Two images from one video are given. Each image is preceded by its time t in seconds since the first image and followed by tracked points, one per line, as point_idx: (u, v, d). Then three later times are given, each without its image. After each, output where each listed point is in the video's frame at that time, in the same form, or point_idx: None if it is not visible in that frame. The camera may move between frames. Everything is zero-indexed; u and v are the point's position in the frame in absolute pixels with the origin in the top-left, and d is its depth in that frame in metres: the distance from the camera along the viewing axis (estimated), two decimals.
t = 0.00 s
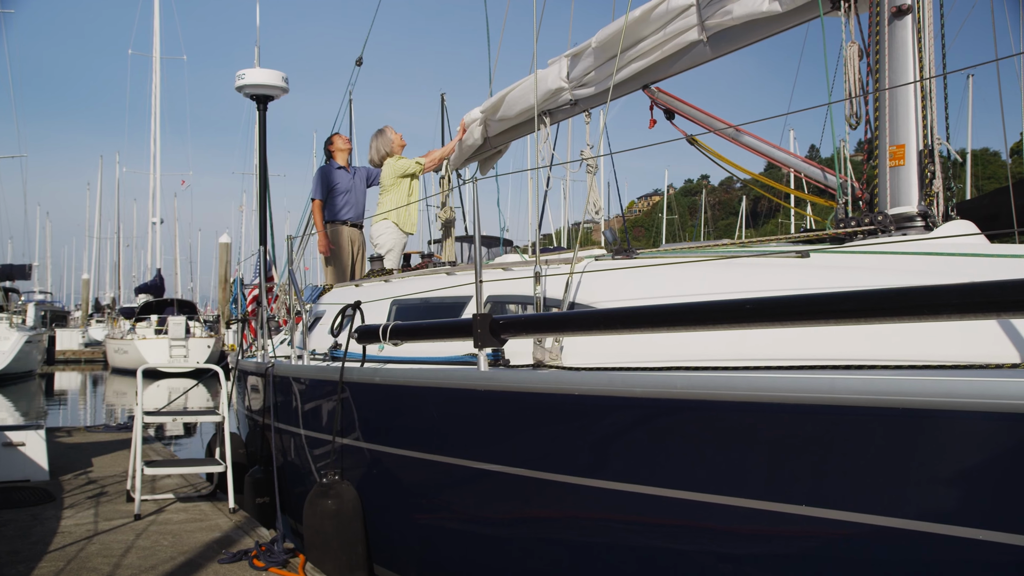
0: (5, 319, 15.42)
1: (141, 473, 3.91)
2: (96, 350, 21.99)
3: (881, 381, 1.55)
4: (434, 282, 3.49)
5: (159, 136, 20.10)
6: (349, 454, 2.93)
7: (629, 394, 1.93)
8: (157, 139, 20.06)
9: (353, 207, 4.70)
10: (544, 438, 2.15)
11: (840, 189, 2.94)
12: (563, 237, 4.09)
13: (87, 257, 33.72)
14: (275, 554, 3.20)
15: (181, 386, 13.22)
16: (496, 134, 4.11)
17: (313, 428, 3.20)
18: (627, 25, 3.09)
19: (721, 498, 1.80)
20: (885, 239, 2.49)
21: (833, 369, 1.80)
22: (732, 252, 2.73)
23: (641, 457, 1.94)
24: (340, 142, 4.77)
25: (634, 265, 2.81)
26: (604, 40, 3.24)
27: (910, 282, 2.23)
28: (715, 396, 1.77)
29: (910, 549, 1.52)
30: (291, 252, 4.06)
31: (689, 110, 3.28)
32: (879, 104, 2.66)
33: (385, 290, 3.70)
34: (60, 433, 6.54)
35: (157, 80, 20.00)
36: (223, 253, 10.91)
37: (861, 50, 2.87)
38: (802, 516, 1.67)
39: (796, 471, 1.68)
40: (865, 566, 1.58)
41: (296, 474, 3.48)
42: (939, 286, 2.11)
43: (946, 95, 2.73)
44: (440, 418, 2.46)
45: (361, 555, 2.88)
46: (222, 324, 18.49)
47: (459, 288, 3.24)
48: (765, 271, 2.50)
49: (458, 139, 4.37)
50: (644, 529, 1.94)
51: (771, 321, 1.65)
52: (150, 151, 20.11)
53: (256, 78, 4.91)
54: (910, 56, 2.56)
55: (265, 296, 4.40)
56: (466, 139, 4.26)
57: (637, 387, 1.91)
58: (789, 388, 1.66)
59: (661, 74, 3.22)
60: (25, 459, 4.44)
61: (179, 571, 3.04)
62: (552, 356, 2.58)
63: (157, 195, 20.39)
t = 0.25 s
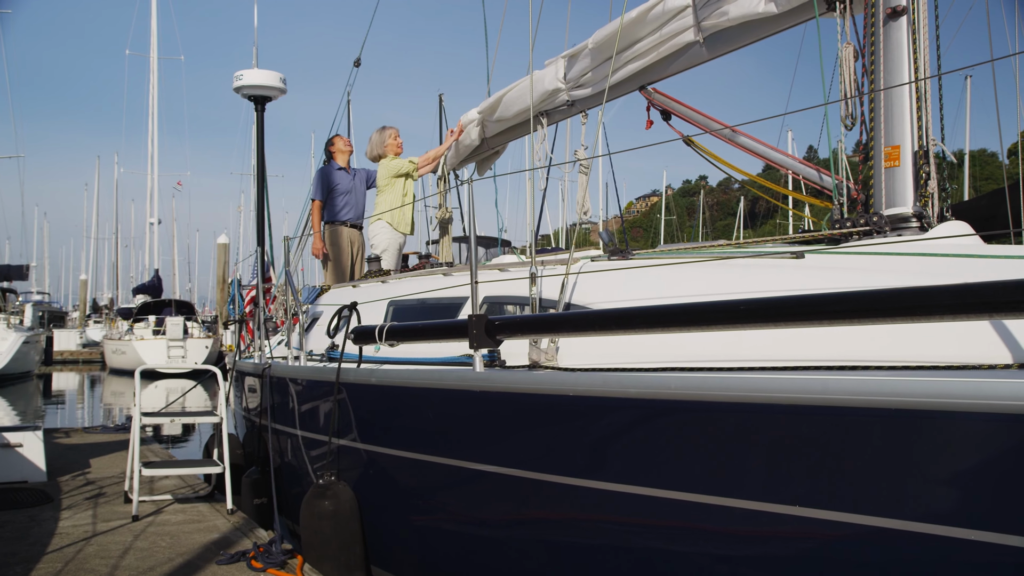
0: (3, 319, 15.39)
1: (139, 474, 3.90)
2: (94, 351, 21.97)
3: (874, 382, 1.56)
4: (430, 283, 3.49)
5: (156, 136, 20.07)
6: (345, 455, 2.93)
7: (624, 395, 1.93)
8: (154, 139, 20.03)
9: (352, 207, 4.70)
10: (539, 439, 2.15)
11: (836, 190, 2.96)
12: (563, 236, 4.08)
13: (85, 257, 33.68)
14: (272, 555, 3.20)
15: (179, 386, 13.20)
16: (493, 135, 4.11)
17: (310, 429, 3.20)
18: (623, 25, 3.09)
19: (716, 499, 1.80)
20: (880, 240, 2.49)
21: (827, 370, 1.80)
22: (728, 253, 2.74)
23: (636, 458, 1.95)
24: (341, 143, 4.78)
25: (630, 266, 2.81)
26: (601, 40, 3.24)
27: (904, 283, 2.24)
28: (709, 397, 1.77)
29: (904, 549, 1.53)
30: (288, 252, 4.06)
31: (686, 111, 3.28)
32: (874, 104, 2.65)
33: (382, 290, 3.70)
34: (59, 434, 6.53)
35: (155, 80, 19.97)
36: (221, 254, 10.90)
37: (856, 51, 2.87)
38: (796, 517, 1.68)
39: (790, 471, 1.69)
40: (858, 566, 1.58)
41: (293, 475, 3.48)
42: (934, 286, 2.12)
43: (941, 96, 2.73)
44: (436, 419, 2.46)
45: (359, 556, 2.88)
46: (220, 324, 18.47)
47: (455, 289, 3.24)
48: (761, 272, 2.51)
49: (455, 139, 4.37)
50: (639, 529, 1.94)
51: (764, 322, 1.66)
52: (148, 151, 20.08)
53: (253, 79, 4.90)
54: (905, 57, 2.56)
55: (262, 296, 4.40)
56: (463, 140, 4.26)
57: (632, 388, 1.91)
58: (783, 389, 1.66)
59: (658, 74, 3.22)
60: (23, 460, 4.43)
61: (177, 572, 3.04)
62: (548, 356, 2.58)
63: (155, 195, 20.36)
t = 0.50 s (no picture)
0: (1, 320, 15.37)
1: (137, 474, 3.90)
2: (92, 351, 21.94)
3: (869, 382, 1.56)
4: (427, 283, 3.49)
5: (154, 135, 20.05)
6: (342, 455, 2.93)
7: (620, 395, 1.94)
8: (152, 139, 20.02)
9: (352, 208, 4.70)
10: (536, 439, 2.16)
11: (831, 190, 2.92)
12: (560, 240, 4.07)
13: (83, 257, 33.66)
14: (271, 556, 3.20)
15: (177, 387, 13.19)
16: (491, 135, 4.11)
17: (307, 429, 3.20)
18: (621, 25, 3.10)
19: (712, 499, 1.81)
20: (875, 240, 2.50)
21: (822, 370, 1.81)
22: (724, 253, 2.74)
23: (632, 458, 1.95)
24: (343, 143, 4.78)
25: (627, 266, 2.82)
26: (597, 41, 3.25)
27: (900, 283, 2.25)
28: (705, 397, 1.78)
29: (899, 549, 1.54)
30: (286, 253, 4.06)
31: (683, 112, 3.29)
32: (870, 104, 2.66)
33: (380, 290, 3.71)
34: (57, 435, 6.52)
35: (152, 80, 19.93)
36: (219, 254, 10.89)
37: (852, 52, 2.87)
38: (792, 517, 1.68)
39: (785, 471, 1.69)
40: (854, 566, 1.59)
41: (290, 475, 3.48)
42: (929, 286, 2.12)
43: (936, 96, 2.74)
44: (433, 419, 2.47)
45: (358, 555, 2.89)
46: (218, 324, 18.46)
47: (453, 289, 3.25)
48: (758, 273, 2.51)
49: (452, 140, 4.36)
50: (636, 529, 1.95)
51: (759, 322, 1.66)
52: (146, 150, 20.05)
53: (251, 79, 4.90)
54: (900, 57, 2.57)
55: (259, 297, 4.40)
56: (461, 140, 4.26)
57: (628, 388, 1.92)
58: (778, 389, 1.67)
59: (655, 74, 3.23)
60: (21, 460, 4.42)
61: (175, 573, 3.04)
62: (544, 356, 2.59)
63: (153, 195, 20.34)
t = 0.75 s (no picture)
0: None
1: (135, 475, 3.90)
2: (91, 351, 21.92)
3: (864, 382, 1.57)
4: (425, 283, 3.50)
5: (152, 135, 20.04)
6: (340, 455, 2.93)
7: (617, 395, 1.94)
8: (151, 139, 20.01)
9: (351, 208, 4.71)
10: (533, 439, 2.16)
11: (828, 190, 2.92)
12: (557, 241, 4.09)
13: (81, 257, 33.62)
14: (269, 556, 3.20)
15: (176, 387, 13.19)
16: (490, 135, 4.12)
17: (305, 429, 3.20)
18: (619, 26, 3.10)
19: (708, 499, 1.81)
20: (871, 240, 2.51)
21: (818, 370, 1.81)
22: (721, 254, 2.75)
23: (629, 458, 1.96)
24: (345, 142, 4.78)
25: (624, 266, 2.83)
26: (596, 41, 3.24)
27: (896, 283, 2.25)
28: (701, 397, 1.78)
29: (894, 548, 1.54)
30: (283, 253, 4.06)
31: (680, 112, 3.29)
32: (866, 103, 2.65)
33: (377, 291, 3.71)
34: (55, 435, 6.51)
35: (150, 80, 19.92)
36: (218, 254, 10.89)
37: (849, 52, 2.87)
38: (788, 516, 1.69)
39: (781, 471, 1.70)
40: (850, 565, 1.59)
41: (288, 475, 3.49)
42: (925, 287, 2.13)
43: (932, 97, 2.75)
44: (430, 419, 2.47)
45: (356, 555, 2.90)
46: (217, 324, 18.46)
47: (450, 289, 3.25)
48: (754, 273, 2.51)
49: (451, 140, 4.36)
50: (633, 529, 1.95)
51: (755, 322, 1.67)
52: (144, 150, 20.03)
53: (250, 79, 4.90)
54: (897, 57, 2.57)
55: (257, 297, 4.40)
56: (460, 141, 4.26)
57: (624, 388, 1.92)
58: (773, 389, 1.67)
59: (652, 76, 3.24)
60: (19, 461, 4.42)
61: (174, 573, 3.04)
62: (540, 356, 2.60)
63: (151, 195, 20.34)
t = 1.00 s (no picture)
0: None
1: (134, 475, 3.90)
2: (90, 353, 21.91)
3: (859, 383, 1.58)
4: (423, 284, 3.50)
5: (151, 136, 20.04)
6: (338, 456, 2.93)
7: (613, 396, 1.95)
8: (150, 140, 20.02)
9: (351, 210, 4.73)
10: (530, 440, 2.17)
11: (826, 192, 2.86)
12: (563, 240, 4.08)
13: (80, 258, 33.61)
14: (268, 557, 3.20)
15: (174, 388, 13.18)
16: (489, 137, 4.12)
17: (303, 430, 3.21)
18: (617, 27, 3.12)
19: (705, 499, 1.82)
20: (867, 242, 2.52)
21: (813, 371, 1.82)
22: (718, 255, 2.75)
23: (626, 459, 1.96)
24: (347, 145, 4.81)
25: (621, 267, 2.83)
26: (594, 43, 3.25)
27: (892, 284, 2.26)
28: (697, 398, 1.79)
29: (890, 548, 1.55)
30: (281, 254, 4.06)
31: (679, 113, 3.29)
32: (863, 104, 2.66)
33: (375, 292, 3.71)
34: (53, 436, 6.50)
35: (149, 81, 19.92)
36: (217, 255, 10.89)
37: (845, 53, 2.87)
38: (785, 517, 1.69)
39: (777, 472, 1.70)
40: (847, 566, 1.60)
41: (286, 476, 3.49)
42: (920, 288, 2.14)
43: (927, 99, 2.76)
44: (428, 420, 2.47)
45: (355, 555, 2.89)
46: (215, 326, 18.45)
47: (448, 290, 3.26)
48: (752, 274, 2.52)
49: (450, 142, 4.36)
50: (630, 530, 1.95)
51: (750, 323, 1.67)
52: (143, 151, 20.03)
53: (249, 80, 4.90)
54: (893, 59, 2.58)
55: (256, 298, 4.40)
56: (459, 142, 4.26)
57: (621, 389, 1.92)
58: (769, 390, 1.68)
59: (651, 76, 3.23)
60: (18, 462, 4.42)
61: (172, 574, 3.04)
62: (537, 357, 2.57)
63: (150, 196, 20.34)
